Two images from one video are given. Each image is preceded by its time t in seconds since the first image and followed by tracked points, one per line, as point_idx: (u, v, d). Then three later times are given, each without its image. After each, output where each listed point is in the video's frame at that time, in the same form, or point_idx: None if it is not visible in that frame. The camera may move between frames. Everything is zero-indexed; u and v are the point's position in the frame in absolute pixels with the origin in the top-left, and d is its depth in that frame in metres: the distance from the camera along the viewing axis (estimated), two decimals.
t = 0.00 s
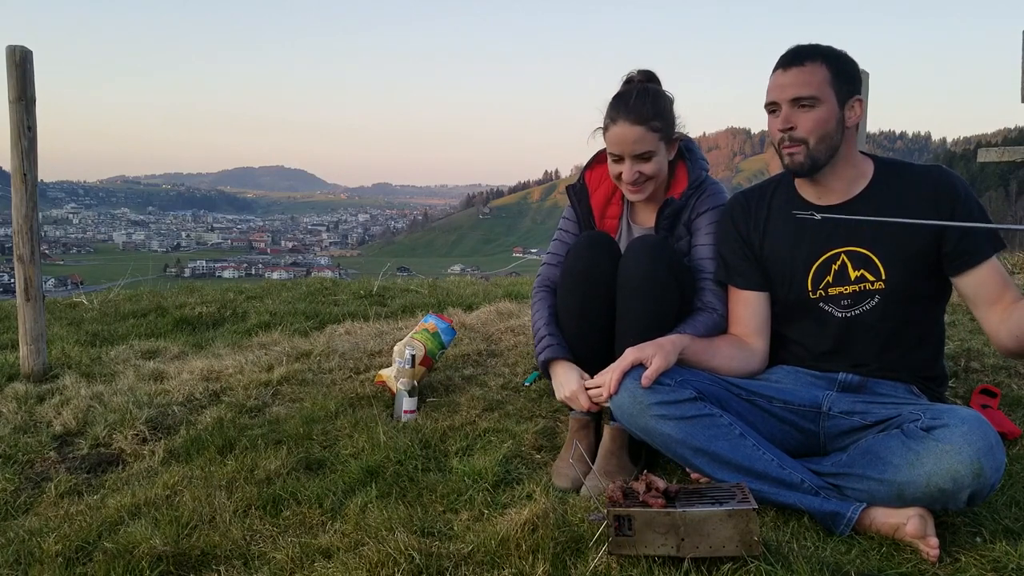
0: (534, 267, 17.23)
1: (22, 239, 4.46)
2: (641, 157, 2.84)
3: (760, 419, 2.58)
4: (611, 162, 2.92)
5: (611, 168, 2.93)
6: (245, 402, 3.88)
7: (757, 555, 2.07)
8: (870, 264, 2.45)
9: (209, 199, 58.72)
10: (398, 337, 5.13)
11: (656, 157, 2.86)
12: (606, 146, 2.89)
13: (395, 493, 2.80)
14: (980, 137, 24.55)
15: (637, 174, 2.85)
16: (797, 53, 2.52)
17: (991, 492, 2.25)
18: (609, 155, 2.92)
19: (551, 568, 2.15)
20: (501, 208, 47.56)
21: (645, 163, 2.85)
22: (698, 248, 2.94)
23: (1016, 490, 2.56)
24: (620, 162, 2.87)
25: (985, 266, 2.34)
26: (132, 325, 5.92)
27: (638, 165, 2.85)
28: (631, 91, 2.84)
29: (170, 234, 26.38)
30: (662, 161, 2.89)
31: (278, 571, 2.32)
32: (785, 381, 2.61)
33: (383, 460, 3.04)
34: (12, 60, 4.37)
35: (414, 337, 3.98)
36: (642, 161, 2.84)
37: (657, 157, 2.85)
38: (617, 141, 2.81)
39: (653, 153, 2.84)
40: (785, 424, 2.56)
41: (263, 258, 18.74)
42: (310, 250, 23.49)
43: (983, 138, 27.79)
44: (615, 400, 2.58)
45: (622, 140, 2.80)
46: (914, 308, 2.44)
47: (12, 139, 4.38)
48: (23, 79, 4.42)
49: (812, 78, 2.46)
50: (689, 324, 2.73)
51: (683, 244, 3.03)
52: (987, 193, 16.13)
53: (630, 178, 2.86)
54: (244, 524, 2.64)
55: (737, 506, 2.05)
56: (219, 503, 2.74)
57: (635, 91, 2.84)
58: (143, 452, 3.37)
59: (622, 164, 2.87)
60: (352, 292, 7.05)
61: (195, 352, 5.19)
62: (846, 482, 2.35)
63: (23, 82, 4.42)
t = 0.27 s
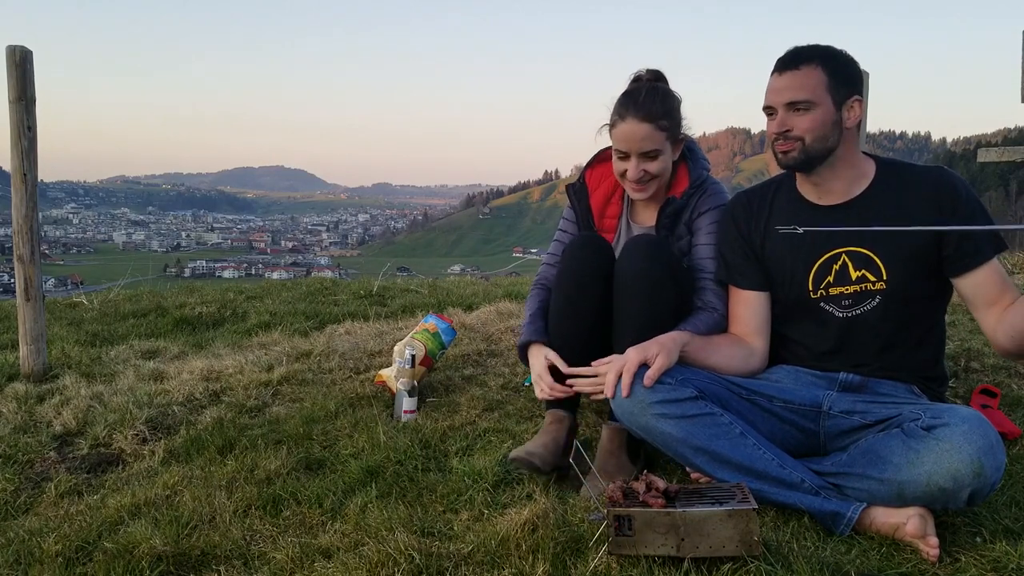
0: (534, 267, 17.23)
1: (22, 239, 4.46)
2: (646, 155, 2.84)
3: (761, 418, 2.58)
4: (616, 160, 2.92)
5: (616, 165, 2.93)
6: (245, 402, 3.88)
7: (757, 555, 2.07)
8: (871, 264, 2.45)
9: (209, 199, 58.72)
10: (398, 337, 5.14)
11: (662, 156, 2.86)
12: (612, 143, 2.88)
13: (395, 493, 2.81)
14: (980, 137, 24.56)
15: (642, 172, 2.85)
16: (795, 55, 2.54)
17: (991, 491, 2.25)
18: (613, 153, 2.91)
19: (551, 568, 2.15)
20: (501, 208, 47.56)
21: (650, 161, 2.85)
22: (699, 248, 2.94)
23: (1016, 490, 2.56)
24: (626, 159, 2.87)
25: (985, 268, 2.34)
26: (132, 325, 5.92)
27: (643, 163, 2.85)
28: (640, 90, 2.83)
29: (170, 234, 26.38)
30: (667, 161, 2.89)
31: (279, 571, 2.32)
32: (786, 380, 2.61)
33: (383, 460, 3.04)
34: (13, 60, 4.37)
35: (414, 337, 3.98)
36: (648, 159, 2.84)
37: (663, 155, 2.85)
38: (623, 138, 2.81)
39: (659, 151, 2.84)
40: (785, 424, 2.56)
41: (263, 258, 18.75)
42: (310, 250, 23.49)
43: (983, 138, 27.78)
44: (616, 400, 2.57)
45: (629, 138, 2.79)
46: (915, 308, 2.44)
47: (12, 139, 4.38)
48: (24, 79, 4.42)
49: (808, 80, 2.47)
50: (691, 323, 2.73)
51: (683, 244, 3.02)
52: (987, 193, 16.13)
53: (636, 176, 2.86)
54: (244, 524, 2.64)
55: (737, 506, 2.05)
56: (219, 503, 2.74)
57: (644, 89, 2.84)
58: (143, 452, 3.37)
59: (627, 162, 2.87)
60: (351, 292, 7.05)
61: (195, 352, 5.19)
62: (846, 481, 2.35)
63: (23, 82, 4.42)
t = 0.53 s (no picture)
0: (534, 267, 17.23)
1: (22, 239, 4.46)
2: (639, 158, 2.83)
3: (760, 419, 2.58)
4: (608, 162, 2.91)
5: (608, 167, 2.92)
6: (245, 402, 3.88)
7: (757, 555, 2.07)
8: (871, 264, 2.45)
9: (209, 199, 58.73)
10: (398, 337, 5.14)
11: (653, 157, 2.85)
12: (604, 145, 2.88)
13: (395, 493, 2.81)
14: (980, 137, 24.55)
15: (635, 174, 2.85)
16: (790, 56, 2.55)
17: (991, 491, 2.25)
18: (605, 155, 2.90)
19: (551, 568, 2.15)
20: (501, 208, 47.56)
21: (643, 164, 2.84)
22: (694, 252, 2.91)
23: (1016, 490, 2.56)
24: (618, 161, 2.86)
25: (984, 269, 2.34)
26: (132, 325, 5.92)
27: (636, 165, 2.84)
28: (632, 91, 2.82)
29: (170, 234, 26.38)
30: (659, 162, 2.88)
31: (279, 571, 2.32)
32: (786, 380, 2.61)
33: (383, 460, 3.04)
34: (12, 60, 4.37)
35: (414, 337, 3.99)
36: (640, 160, 2.83)
37: (654, 156, 2.84)
38: (615, 138, 2.81)
39: (651, 153, 2.84)
40: (785, 424, 2.56)
41: (263, 258, 18.75)
42: (310, 250, 23.49)
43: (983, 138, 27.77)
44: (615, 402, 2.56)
45: (621, 138, 2.80)
46: (915, 308, 2.44)
47: (12, 139, 4.37)
48: (23, 79, 4.42)
49: (802, 81, 2.49)
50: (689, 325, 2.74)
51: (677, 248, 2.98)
52: (987, 193, 16.12)
53: (627, 177, 2.85)
54: (244, 524, 2.64)
55: (738, 506, 2.05)
56: (219, 503, 2.74)
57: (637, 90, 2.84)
58: (143, 452, 3.37)
59: (619, 163, 2.86)
60: (351, 292, 7.05)
61: (195, 352, 5.19)
62: (846, 482, 2.36)
63: (23, 82, 4.42)
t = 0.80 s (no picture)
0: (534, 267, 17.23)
1: (22, 239, 4.46)
2: (627, 152, 2.83)
3: (760, 419, 2.58)
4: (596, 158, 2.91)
5: (596, 164, 2.91)
6: (245, 402, 3.88)
7: (757, 555, 2.07)
8: (868, 265, 2.45)
9: (209, 199, 58.73)
10: (398, 337, 5.14)
11: (641, 153, 2.86)
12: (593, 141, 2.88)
13: (395, 493, 2.81)
14: (979, 138, 24.54)
15: (623, 168, 2.84)
16: (785, 57, 2.56)
17: (991, 491, 2.25)
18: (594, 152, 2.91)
19: (551, 568, 2.15)
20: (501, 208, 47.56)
21: (630, 158, 2.84)
22: (689, 250, 2.90)
23: (1016, 490, 2.56)
24: (606, 156, 2.86)
25: (979, 270, 2.33)
26: (132, 325, 5.92)
27: (624, 159, 2.84)
28: (623, 88, 2.84)
29: (170, 234, 26.39)
30: (647, 160, 2.89)
31: (278, 571, 2.32)
32: (785, 381, 2.61)
33: (383, 460, 3.04)
34: (12, 60, 4.37)
35: (413, 337, 3.99)
36: (628, 155, 2.83)
37: (642, 151, 2.85)
38: (603, 133, 2.82)
39: (638, 149, 2.84)
40: (785, 424, 2.56)
41: (263, 258, 18.75)
42: (310, 250, 23.49)
43: (983, 138, 27.77)
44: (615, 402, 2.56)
45: (610, 133, 2.81)
46: (913, 308, 2.44)
47: (12, 139, 4.37)
48: (23, 79, 4.42)
49: (795, 81, 2.49)
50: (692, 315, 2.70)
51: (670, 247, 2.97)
52: (986, 193, 16.11)
53: (615, 172, 2.85)
54: (244, 524, 2.64)
55: (738, 506, 2.05)
56: (219, 503, 2.74)
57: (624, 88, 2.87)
58: (143, 452, 3.37)
59: (608, 160, 2.86)
60: (351, 292, 7.05)
61: (195, 352, 5.19)
62: (846, 482, 2.36)
63: (23, 82, 4.42)
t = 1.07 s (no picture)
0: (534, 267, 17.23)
1: (22, 239, 4.46)
2: (619, 148, 2.83)
3: (760, 419, 2.58)
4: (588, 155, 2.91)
5: (588, 160, 2.91)
6: (245, 402, 3.88)
7: (757, 555, 2.07)
8: (868, 265, 2.45)
9: (209, 199, 58.73)
10: (398, 337, 5.14)
11: (634, 148, 2.86)
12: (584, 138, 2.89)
13: (395, 493, 2.81)
14: (979, 138, 24.54)
15: (616, 163, 2.83)
16: (782, 58, 2.56)
17: (991, 491, 2.25)
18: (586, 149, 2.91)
19: (551, 568, 2.15)
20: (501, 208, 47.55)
21: (623, 153, 2.84)
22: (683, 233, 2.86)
23: (1016, 490, 2.56)
24: (599, 152, 2.86)
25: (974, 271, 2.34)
26: (132, 325, 5.92)
27: (616, 155, 2.84)
28: (612, 84, 2.86)
29: (170, 234, 26.39)
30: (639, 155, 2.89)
31: (279, 571, 2.32)
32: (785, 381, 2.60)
33: (383, 460, 3.04)
34: (12, 60, 4.37)
35: (413, 337, 3.99)
36: (621, 150, 2.83)
37: (634, 146, 2.85)
38: (595, 130, 2.82)
39: (631, 143, 2.84)
40: (784, 425, 2.56)
41: (263, 258, 18.75)
42: (310, 250, 23.50)
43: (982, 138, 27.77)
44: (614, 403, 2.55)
45: (601, 129, 2.81)
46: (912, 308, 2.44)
47: (12, 139, 4.37)
48: (23, 79, 4.42)
49: (791, 82, 2.49)
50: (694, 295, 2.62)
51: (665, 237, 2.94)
52: (986, 192, 16.11)
53: (608, 167, 2.84)
54: (244, 524, 2.64)
55: (738, 506, 2.05)
56: (219, 503, 2.74)
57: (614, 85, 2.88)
58: (143, 452, 3.37)
59: (600, 156, 2.86)
60: (351, 292, 7.05)
61: (195, 352, 5.19)
62: (845, 482, 2.36)
63: (23, 82, 4.43)
